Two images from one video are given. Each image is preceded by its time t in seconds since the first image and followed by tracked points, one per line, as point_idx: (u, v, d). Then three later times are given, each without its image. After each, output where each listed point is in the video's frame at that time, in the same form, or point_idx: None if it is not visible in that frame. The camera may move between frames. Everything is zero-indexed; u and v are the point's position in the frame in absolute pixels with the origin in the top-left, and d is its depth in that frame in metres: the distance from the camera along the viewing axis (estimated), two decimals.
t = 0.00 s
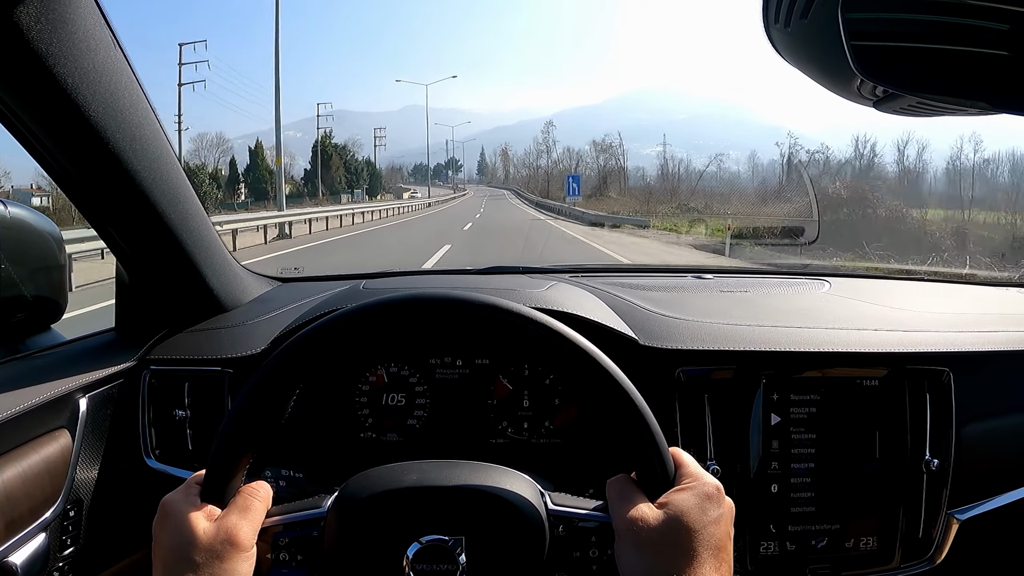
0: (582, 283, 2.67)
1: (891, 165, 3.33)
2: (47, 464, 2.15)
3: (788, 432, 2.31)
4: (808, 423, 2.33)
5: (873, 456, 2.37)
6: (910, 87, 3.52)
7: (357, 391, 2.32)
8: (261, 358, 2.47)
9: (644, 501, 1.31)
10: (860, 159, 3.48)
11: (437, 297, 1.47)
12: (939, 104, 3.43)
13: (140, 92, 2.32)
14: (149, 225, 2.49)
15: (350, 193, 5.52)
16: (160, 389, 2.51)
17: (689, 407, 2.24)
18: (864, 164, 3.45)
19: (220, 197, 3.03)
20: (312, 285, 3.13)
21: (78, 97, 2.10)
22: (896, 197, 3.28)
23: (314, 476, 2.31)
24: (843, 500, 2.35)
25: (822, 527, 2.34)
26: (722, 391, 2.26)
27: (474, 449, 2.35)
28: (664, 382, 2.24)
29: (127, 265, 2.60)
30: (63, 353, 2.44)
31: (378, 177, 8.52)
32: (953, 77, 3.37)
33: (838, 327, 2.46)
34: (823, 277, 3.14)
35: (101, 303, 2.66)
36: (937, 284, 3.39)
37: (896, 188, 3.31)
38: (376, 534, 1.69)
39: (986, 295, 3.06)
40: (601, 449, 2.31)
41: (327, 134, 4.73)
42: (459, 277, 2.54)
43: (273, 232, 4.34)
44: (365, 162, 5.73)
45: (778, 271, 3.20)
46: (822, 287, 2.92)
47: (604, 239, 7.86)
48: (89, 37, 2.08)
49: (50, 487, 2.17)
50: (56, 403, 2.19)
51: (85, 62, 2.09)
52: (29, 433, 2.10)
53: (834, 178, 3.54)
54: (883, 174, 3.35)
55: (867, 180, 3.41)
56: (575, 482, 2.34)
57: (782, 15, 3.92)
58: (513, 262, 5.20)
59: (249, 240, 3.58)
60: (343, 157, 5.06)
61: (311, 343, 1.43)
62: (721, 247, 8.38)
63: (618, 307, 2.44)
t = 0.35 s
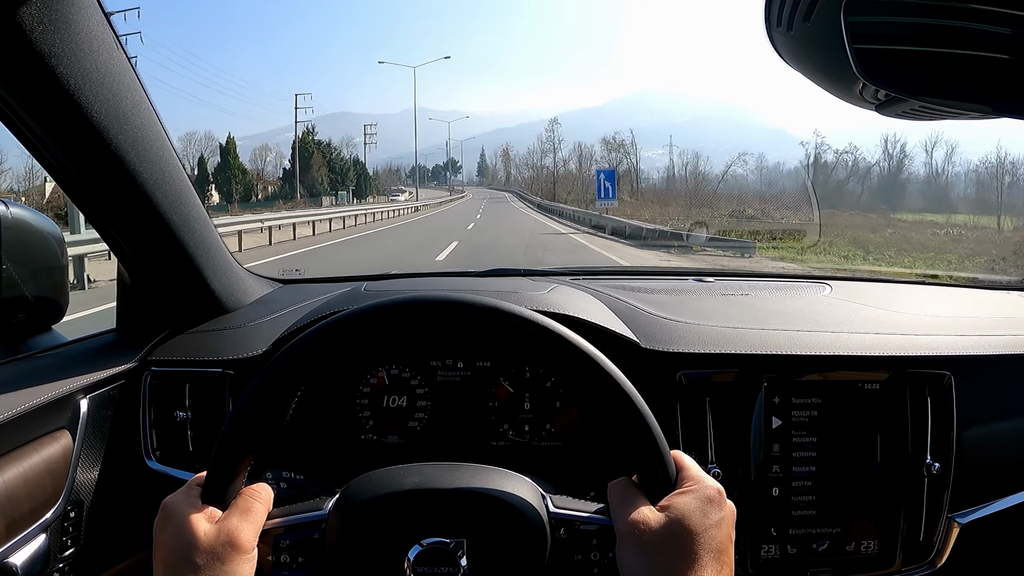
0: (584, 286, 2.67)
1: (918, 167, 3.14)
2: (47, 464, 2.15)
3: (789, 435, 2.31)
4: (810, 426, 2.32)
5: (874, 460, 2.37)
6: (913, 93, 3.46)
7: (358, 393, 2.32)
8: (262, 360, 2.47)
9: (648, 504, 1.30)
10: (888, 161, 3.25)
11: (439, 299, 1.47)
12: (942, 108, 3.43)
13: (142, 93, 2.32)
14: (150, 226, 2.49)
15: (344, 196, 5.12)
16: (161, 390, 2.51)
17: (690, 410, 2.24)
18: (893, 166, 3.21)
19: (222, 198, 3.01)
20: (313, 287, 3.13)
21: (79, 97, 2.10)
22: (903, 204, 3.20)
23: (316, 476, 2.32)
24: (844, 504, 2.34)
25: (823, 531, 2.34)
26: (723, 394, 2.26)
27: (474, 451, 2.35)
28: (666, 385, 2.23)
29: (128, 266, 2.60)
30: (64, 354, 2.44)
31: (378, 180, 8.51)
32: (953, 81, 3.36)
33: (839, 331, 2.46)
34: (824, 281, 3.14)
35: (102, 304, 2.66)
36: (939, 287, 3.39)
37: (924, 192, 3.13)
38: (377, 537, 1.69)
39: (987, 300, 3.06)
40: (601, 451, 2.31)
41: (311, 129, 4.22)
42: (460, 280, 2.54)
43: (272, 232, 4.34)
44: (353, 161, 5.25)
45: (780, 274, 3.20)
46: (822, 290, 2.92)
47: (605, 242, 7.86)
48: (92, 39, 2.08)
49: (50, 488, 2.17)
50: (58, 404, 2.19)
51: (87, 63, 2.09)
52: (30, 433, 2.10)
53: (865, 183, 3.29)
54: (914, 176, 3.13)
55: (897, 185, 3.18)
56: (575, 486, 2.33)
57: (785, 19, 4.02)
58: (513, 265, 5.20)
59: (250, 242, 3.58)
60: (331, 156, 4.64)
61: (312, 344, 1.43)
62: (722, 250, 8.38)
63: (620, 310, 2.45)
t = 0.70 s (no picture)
0: (581, 303, 2.68)
1: (949, 171, 3.18)
2: (48, 484, 2.15)
3: (786, 452, 2.32)
4: (808, 443, 2.33)
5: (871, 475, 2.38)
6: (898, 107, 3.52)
7: (357, 412, 2.33)
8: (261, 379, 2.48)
9: (643, 522, 1.31)
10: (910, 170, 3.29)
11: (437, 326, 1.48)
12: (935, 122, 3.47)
13: (141, 114, 2.34)
14: (150, 246, 2.51)
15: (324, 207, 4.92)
16: (161, 409, 2.51)
17: (687, 428, 2.24)
18: (923, 172, 3.25)
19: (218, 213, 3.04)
20: (312, 305, 3.14)
21: (80, 121, 2.12)
22: (909, 216, 3.24)
23: (314, 496, 2.32)
24: (842, 520, 2.35)
25: (821, 547, 2.34)
26: (720, 412, 2.27)
27: (472, 470, 2.36)
28: (663, 403, 2.25)
29: (127, 286, 2.61)
30: (64, 373, 2.45)
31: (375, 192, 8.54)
32: (949, 94, 3.37)
33: (835, 347, 2.47)
34: (820, 295, 3.16)
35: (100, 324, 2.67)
36: (935, 300, 3.40)
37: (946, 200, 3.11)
38: (375, 561, 1.69)
39: (983, 313, 3.07)
40: (600, 469, 2.31)
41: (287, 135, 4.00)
42: (458, 299, 2.56)
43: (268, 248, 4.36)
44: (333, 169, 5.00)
45: (776, 289, 3.21)
46: (818, 305, 2.94)
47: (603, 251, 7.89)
48: (92, 62, 2.10)
49: (51, 507, 2.17)
50: (58, 423, 2.19)
51: (88, 87, 2.10)
52: (30, 454, 2.11)
53: (892, 187, 3.31)
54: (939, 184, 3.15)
55: (925, 192, 3.20)
56: (573, 503, 2.34)
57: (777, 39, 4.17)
58: (511, 277, 5.22)
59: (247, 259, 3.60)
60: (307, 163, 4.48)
61: (312, 371, 1.43)
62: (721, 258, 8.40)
63: (617, 328, 2.46)
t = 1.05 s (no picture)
0: (572, 296, 2.68)
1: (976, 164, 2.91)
2: (37, 481, 2.14)
3: (778, 441, 2.31)
4: (799, 432, 2.33)
5: (863, 464, 2.37)
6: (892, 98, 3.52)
7: (348, 405, 2.32)
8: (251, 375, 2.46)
9: (634, 512, 1.31)
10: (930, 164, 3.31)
11: (423, 314, 1.47)
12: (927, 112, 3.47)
13: (127, 110, 2.32)
14: (138, 243, 2.49)
15: (289, 206, 4.29)
16: (151, 406, 2.50)
17: (679, 418, 2.24)
18: (951, 166, 3.04)
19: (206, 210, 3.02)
20: (303, 301, 3.13)
21: (64, 117, 2.10)
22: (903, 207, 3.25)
23: (305, 490, 2.31)
24: (835, 509, 2.35)
25: (814, 536, 2.34)
26: (712, 402, 2.26)
27: (465, 463, 2.35)
28: (654, 393, 2.24)
29: (116, 283, 2.60)
30: (52, 371, 2.43)
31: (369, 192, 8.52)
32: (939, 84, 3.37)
33: (826, 335, 2.46)
34: (812, 286, 3.15)
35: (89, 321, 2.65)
36: (928, 289, 3.40)
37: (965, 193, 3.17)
38: (364, 553, 1.67)
39: (975, 301, 3.07)
40: (592, 461, 2.31)
41: (248, 127, 3.64)
42: (448, 292, 2.55)
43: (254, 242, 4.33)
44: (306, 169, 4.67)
45: (768, 280, 3.20)
46: (811, 296, 2.93)
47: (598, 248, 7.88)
48: (75, 57, 2.08)
49: (41, 505, 2.16)
50: (46, 421, 2.18)
51: (71, 82, 2.09)
52: (20, 451, 2.09)
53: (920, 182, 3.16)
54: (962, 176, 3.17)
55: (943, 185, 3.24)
56: (566, 497, 2.33)
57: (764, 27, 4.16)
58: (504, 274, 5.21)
59: (236, 254, 3.59)
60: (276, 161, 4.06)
61: (296, 359, 1.42)
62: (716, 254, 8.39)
63: (607, 318, 2.45)
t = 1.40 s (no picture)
0: (575, 320, 2.70)
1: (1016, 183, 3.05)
2: (45, 502, 2.16)
3: (780, 466, 2.33)
4: (800, 457, 2.35)
5: (864, 489, 2.39)
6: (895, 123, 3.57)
7: (353, 428, 2.34)
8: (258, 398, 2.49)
9: (637, 539, 1.32)
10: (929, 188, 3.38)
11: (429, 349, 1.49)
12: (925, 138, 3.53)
13: (137, 136, 2.35)
14: (147, 266, 2.52)
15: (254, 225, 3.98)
16: (157, 427, 2.52)
17: (681, 443, 2.26)
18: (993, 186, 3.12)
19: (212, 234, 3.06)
20: (307, 322, 3.16)
21: (77, 145, 2.13)
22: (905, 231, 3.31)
23: (310, 513, 2.33)
24: (837, 532, 2.36)
25: (814, 560, 2.35)
26: (713, 427, 2.28)
27: (468, 486, 2.37)
28: (657, 419, 2.26)
29: (123, 305, 2.63)
30: (60, 391, 2.46)
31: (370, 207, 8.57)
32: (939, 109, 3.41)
33: (826, 361, 2.49)
34: (813, 309, 3.18)
35: (95, 342, 2.67)
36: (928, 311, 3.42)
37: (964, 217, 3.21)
38: None
39: (975, 324, 3.09)
40: (595, 484, 2.33)
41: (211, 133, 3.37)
42: (452, 317, 2.58)
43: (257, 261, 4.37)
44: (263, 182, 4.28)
45: (769, 302, 3.23)
46: (811, 320, 2.95)
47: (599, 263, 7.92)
48: (89, 87, 2.12)
49: (48, 525, 2.18)
50: (55, 441, 2.20)
51: (85, 111, 2.12)
52: (27, 472, 2.11)
53: (967, 201, 3.20)
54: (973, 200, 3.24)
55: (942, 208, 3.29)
56: (568, 521, 2.35)
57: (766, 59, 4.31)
58: (505, 292, 5.25)
59: (241, 275, 3.62)
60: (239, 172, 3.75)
61: (303, 394, 1.44)
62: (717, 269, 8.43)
63: (611, 344, 2.48)
